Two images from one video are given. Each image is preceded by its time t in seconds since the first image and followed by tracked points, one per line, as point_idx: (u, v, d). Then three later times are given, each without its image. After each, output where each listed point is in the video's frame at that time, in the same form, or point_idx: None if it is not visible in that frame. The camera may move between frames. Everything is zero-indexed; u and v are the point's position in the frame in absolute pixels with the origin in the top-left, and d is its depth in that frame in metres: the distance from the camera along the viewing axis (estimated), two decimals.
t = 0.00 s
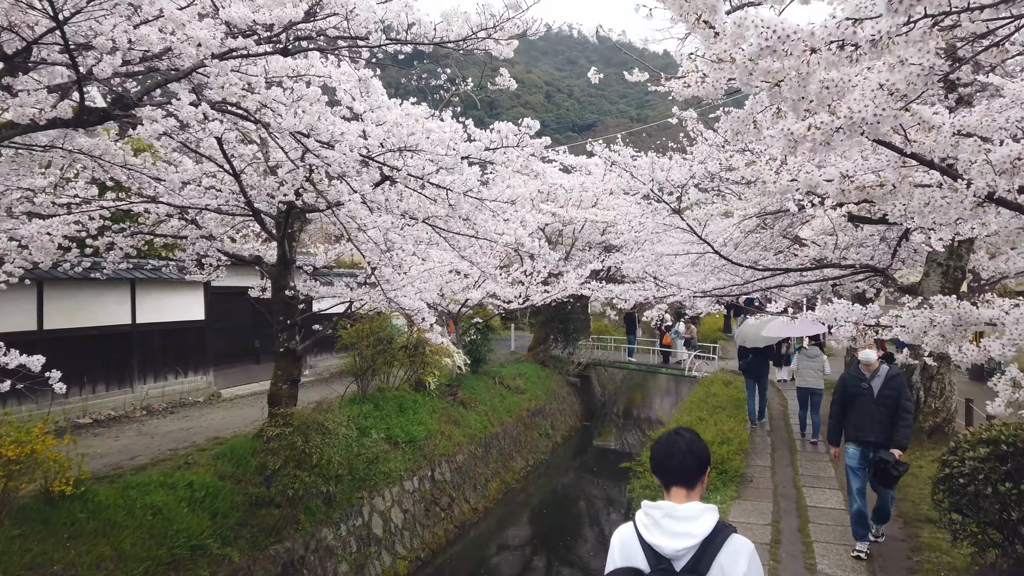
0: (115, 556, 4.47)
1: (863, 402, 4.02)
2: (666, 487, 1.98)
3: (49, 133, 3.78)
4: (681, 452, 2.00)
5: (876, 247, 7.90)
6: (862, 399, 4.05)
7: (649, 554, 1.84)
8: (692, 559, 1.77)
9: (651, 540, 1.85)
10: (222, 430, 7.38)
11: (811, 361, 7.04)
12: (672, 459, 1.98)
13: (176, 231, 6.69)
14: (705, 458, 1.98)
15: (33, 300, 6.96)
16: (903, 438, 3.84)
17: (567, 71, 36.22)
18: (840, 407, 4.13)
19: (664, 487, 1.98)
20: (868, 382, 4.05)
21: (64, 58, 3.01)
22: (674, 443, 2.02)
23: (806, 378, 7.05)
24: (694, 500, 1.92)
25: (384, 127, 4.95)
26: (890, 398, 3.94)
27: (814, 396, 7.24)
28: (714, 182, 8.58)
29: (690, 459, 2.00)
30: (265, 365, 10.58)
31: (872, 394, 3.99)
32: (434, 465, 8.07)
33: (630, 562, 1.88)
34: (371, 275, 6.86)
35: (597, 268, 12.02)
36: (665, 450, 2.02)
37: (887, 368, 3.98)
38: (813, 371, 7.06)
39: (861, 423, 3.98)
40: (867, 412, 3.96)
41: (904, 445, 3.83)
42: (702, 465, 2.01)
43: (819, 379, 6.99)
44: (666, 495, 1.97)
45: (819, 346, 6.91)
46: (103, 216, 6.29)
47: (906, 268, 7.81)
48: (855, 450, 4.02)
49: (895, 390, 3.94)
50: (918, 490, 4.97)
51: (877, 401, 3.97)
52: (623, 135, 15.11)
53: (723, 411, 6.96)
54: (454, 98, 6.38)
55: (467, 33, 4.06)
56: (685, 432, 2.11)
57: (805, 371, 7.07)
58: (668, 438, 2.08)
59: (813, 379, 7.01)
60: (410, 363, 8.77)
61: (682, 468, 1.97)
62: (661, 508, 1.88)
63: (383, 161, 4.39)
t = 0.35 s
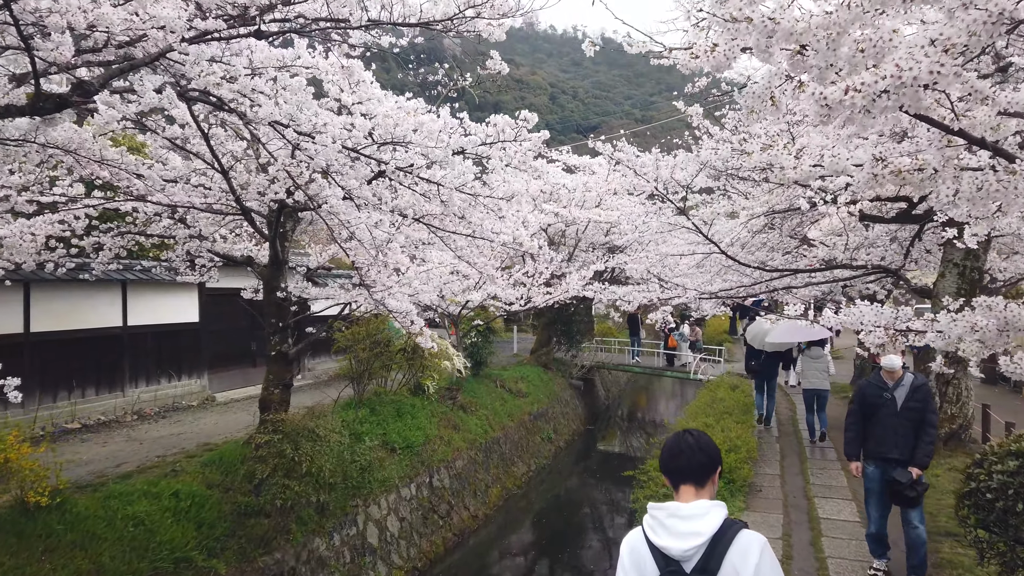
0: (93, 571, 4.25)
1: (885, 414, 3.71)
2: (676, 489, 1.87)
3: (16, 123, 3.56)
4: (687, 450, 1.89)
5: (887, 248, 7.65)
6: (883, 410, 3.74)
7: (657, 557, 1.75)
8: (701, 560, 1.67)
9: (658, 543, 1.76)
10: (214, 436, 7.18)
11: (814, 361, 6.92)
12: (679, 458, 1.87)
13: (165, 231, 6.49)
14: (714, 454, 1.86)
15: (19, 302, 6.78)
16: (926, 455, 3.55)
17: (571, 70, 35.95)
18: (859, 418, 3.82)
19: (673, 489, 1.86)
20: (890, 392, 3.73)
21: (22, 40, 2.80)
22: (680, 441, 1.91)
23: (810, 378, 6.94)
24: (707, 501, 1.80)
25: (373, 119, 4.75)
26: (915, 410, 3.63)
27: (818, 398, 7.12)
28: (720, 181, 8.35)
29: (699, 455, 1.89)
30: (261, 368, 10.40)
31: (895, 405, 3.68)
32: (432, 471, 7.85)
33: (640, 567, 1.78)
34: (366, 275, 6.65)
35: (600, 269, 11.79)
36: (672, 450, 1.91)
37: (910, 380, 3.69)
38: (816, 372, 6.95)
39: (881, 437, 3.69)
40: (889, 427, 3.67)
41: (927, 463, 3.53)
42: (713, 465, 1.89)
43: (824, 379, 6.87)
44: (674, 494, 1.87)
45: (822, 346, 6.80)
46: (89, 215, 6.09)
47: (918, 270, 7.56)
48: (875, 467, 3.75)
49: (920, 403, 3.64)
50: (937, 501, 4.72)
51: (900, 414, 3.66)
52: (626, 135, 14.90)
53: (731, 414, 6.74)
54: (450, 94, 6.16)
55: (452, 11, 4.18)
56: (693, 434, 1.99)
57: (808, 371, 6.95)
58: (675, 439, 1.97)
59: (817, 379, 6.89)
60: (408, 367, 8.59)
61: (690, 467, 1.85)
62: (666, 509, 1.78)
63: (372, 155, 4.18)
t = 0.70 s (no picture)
0: None
1: (920, 430, 3.47)
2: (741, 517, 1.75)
3: None
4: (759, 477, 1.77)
5: (897, 247, 7.42)
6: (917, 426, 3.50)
7: None
8: None
9: None
10: (203, 441, 6.96)
11: (822, 364, 6.74)
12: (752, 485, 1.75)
13: (149, 230, 6.26)
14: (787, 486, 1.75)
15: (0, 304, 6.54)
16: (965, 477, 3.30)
17: (572, 69, 35.71)
18: (892, 433, 3.59)
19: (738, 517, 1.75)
20: (927, 406, 3.48)
21: None
22: (752, 469, 1.79)
23: (816, 381, 6.75)
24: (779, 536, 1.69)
25: (362, 110, 4.53)
26: (954, 427, 3.36)
27: (825, 401, 6.94)
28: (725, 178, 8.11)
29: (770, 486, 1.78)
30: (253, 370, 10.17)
31: (931, 421, 3.43)
32: (428, 478, 7.63)
33: None
34: (359, 275, 6.41)
35: (601, 269, 11.56)
36: (742, 476, 1.80)
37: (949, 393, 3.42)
38: (823, 374, 6.76)
39: (915, 457, 3.46)
40: (923, 445, 3.43)
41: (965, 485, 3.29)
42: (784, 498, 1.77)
43: (831, 382, 6.69)
44: (742, 527, 1.74)
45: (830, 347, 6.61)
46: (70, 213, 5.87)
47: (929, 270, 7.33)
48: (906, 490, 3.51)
49: (961, 420, 3.36)
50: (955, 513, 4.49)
51: (936, 431, 3.41)
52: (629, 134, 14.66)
53: (737, 419, 6.51)
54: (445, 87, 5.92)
55: None
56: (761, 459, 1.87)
57: (814, 374, 6.77)
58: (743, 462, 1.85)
59: (824, 382, 6.71)
60: (404, 369, 8.36)
61: (761, 497, 1.74)
62: (739, 543, 1.63)
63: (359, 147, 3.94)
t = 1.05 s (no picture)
0: None
1: (946, 448, 3.20)
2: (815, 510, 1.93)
3: None
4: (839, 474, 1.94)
5: (905, 244, 7.19)
6: (941, 444, 3.23)
7: None
8: None
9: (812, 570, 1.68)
10: (188, 444, 6.72)
11: (825, 360, 6.57)
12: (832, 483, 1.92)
13: (130, 225, 6.01)
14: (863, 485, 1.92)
15: None
16: (1008, 504, 2.92)
17: (572, 68, 35.53)
18: (914, 453, 3.35)
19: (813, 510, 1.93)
20: (952, 421, 3.20)
21: None
22: (832, 466, 1.96)
23: (819, 377, 6.58)
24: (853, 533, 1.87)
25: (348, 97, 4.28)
26: (984, 443, 3.06)
27: (827, 398, 6.76)
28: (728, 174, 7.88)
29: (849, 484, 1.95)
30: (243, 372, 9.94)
31: (959, 438, 3.15)
32: (420, 482, 7.39)
33: None
34: (348, 273, 6.18)
35: (601, 268, 11.32)
36: (822, 471, 1.97)
37: (972, 404, 3.15)
38: (826, 371, 6.59)
39: (942, 480, 3.19)
40: (949, 464, 3.17)
41: (1010, 513, 2.90)
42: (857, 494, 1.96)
43: (835, 378, 6.52)
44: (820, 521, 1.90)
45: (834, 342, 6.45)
46: (46, 207, 5.62)
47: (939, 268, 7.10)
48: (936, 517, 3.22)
49: (989, 435, 3.06)
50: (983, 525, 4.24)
51: (965, 448, 3.12)
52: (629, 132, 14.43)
53: (739, 423, 6.28)
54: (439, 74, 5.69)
55: None
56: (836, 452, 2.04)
57: (817, 370, 6.60)
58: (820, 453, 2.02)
59: (828, 378, 6.54)
60: (397, 370, 8.13)
61: (839, 494, 1.91)
62: (833, 540, 1.71)
63: (340, 134, 3.70)
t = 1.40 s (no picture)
0: None
1: (984, 469, 2.91)
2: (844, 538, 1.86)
3: None
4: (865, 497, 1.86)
5: (913, 243, 6.95)
6: (983, 464, 2.92)
7: None
8: None
9: None
10: (170, 451, 6.47)
11: (825, 363, 6.38)
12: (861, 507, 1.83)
13: (109, 222, 5.77)
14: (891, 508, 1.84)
15: None
16: None
17: (571, 66, 35.32)
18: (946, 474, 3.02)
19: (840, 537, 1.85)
20: (989, 437, 2.93)
21: None
22: (859, 491, 1.88)
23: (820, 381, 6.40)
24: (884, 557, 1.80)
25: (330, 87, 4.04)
26: None
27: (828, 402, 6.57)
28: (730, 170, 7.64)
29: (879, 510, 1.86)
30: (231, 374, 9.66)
31: (1000, 457, 2.88)
32: (413, 489, 7.15)
33: None
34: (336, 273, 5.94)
35: (600, 267, 11.08)
36: (850, 498, 1.87)
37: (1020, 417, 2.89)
38: (827, 375, 6.41)
39: (984, 505, 2.89)
40: (996, 487, 2.87)
41: None
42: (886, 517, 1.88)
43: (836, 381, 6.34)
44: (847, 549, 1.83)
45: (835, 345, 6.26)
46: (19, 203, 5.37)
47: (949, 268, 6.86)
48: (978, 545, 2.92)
49: None
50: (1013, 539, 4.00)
51: (1008, 469, 2.86)
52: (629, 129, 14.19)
53: (743, 428, 6.04)
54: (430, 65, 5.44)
55: None
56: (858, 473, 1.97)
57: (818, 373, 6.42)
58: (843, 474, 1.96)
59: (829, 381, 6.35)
60: (389, 372, 7.88)
61: (869, 522, 1.83)
62: (860, 563, 1.71)
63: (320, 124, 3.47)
